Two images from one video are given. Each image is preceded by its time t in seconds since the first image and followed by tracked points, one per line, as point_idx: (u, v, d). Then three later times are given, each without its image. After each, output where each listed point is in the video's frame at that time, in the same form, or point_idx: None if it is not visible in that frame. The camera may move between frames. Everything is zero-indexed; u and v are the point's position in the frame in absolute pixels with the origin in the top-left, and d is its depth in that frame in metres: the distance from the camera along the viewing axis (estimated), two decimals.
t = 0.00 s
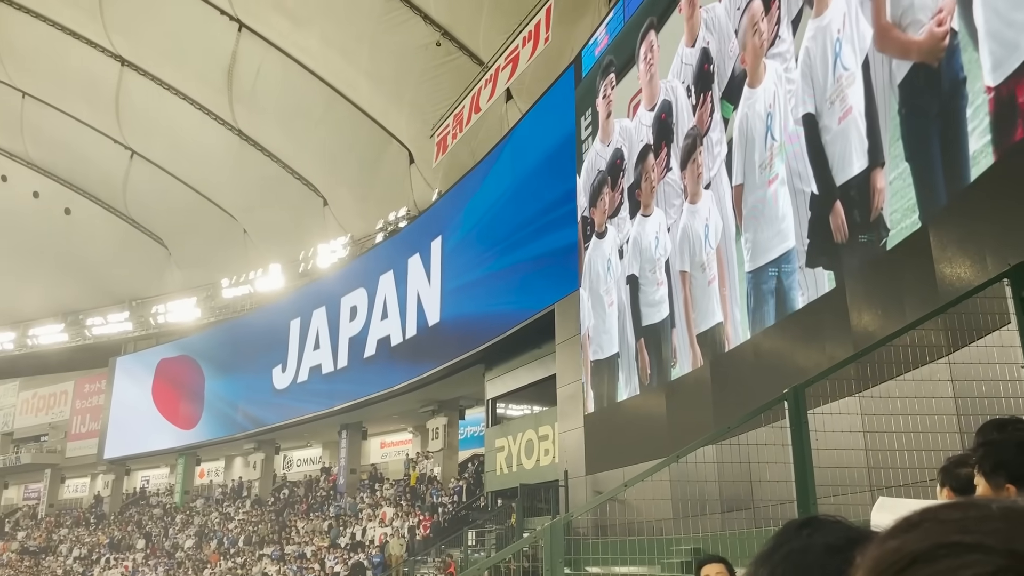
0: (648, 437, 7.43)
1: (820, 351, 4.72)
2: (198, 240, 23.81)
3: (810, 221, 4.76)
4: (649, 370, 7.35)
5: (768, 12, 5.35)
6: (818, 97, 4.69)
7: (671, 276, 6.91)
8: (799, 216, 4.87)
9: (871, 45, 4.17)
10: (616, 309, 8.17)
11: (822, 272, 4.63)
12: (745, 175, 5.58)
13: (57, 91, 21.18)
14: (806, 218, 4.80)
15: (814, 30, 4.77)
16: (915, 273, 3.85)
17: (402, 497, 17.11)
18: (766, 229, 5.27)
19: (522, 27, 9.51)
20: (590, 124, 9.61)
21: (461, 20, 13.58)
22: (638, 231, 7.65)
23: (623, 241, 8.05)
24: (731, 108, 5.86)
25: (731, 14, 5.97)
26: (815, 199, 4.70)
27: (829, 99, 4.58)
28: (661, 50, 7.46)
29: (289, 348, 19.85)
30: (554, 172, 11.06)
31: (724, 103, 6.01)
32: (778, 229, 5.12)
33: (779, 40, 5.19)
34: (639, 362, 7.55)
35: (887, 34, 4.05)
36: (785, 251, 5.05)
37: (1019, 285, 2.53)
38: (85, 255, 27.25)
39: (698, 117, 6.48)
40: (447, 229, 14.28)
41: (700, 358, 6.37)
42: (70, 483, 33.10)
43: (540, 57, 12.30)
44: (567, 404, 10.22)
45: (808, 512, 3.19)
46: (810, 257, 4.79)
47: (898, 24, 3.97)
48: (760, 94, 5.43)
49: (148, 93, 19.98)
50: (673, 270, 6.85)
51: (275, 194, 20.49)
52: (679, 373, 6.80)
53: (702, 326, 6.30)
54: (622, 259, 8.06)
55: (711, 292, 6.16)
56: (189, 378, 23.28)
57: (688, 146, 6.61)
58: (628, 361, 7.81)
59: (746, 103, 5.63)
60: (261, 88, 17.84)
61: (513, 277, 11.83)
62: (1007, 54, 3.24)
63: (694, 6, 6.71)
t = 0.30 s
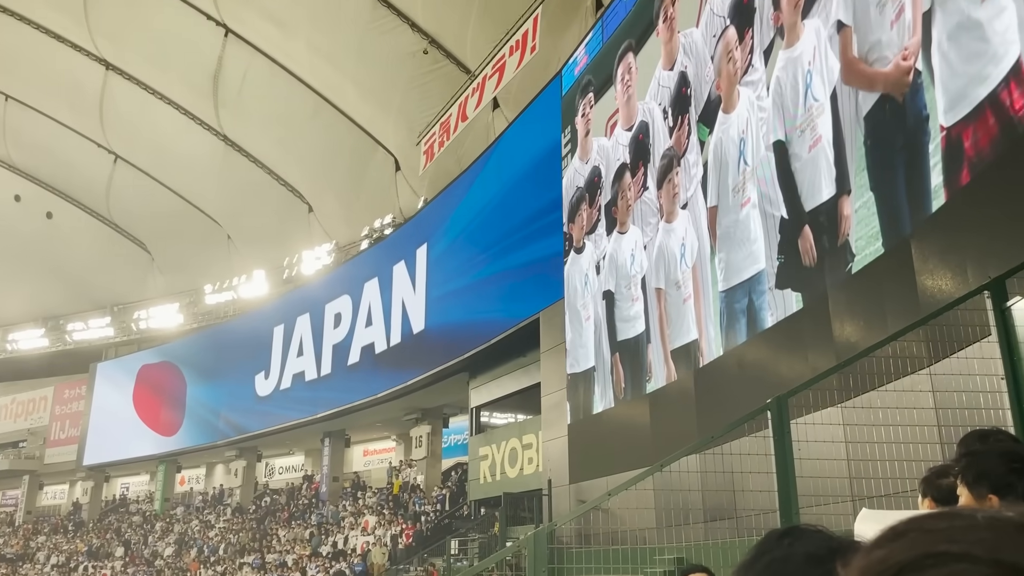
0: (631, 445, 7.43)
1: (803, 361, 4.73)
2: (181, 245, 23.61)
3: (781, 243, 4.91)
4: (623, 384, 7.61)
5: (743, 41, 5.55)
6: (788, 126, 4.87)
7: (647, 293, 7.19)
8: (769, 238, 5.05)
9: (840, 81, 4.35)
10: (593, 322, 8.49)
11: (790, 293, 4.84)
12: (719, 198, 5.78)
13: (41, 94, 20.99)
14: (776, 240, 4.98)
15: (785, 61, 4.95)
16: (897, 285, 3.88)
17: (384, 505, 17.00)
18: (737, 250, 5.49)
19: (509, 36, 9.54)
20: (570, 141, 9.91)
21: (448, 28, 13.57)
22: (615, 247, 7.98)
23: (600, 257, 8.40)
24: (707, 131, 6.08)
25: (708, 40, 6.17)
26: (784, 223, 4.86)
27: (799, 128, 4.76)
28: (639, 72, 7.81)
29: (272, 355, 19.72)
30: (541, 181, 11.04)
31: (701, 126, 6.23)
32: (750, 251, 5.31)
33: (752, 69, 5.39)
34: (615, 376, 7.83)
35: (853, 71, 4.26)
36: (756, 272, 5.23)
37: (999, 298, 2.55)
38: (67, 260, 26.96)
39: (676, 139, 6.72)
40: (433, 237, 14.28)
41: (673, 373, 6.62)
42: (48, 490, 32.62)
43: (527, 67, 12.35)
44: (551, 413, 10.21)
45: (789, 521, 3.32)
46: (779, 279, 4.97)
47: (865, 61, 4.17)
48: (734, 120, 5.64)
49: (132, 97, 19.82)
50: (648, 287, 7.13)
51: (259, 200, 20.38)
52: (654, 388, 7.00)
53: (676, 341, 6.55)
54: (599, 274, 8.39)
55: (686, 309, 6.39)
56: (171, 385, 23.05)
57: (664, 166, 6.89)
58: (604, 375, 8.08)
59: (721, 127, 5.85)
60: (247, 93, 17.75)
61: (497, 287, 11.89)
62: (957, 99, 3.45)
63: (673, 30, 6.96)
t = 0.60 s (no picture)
0: (612, 455, 7.44)
1: (783, 372, 4.76)
2: (162, 250, 23.35)
3: (750, 263, 5.10)
4: (597, 397, 7.75)
5: (717, 65, 5.73)
6: (758, 149, 5.05)
7: (621, 307, 7.35)
8: (740, 258, 5.22)
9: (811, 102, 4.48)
10: (568, 336, 8.66)
11: (759, 311, 4.97)
12: (693, 217, 5.95)
13: (21, 96, 20.74)
14: (745, 260, 5.15)
15: (756, 86, 5.13)
16: (875, 297, 3.92)
17: (364, 513, 16.87)
18: (710, 268, 5.64)
19: (494, 46, 9.56)
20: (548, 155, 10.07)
21: (434, 36, 13.56)
22: (590, 262, 8.16)
23: (576, 271, 8.60)
24: (683, 150, 6.23)
25: (684, 62, 6.35)
26: (754, 243, 5.04)
27: (769, 152, 4.93)
28: (616, 90, 7.99)
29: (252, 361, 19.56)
30: (525, 191, 11.06)
31: (676, 145, 6.38)
32: (721, 269, 5.46)
33: (726, 93, 5.56)
34: (588, 389, 7.99)
35: (825, 96, 4.34)
36: (728, 290, 5.38)
37: (976, 312, 2.58)
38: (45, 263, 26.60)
39: (650, 158, 6.86)
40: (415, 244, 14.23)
41: (646, 386, 6.72)
42: (22, 496, 32.08)
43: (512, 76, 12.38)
44: (532, 421, 10.20)
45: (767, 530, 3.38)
46: (748, 298, 5.13)
47: (835, 89, 4.25)
48: (707, 140, 5.78)
49: (114, 101, 19.64)
50: (622, 302, 7.29)
51: (241, 205, 20.24)
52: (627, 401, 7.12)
53: (649, 356, 6.68)
54: (575, 288, 8.58)
55: (659, 325, 6.54)
56: (149, 391, 22.79)
57: (639, 184, 7.06)
58: (578, 388, 8.24)
59: (694, 148, 6.00)
60: (230, 98, 17.65)
61: (479, 295, 11.84)
62: (914, 133, 3.59)
63: (650, 50, 7.18)
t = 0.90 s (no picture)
0: (588, 466, 7.43)
1: (757, 384, 4.79)
2: (135, 255, 23.00)
3: (717, 282, 5.26)
4: (568, 409, 7.92)
5: (688, 87, 5.90)
6: (727, 171, 5.20)
7: (593, 322, 7.52)
8: (708, 276, 5.38)
9: (779, 126, 4.58)
10: (540, 349, 8.82)
11: (726, 329, 5.14)
12: (664, 234, 6.12)
13: None
14: (713, 278, 5.31)
15: (725, 110, 5.27)
16: (848, 310, 3.95)
17: (338, 523, 16.68)
18: (681, 285, 5.77)
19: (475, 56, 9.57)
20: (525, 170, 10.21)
21: (414, 45, 13.52)
22: (563, 277, 8.34)
23: (548, 285, 8.77)
24: (656, 168, 6.39)
25: (657, 83, 6.54)
26: (721, 262, 5.20)
27: (737, 174, 5.08)
28: (589, 108, 8.27)
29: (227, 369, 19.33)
30: (506, 197, 11.00)
31: (650, 163, 6.54)
32: (690, 287, 5.61)
33: (696, 114, 5.72)
34: (559, 401, 8.15)
35: (794, 118, 4.44)
36: (696, 308, 5.53)
37: (946, 326, 2.58)
38: (15, 268, 26.11)
39: (624, 175, 7.10)
40: (394, 251, 14.18)
41: (617, 400, 6.87)
42: None
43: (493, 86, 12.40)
44: (509, 431, 10.16)
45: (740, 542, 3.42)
46: (717, 314, 5.27)
47: (804, 113, 4.35)
48: (679, 161, 5.94)
49: (89, 104, 19.37)
50: (595, 316, 7.46)
51: (218, 211, 20.03)
52: (597, 414, 7.30)
53: (621, 370, 6.82)
54: (547, 302, 8.76)
55: (630, 340, 6.70)
56: (120, 398, 22.41)
57: (613, 201, 7.28)
58: (550, 400, 8.39)
59: (667, 167, 6.15)
60: (208, 103, 17.48)
61: (458, 303, 11.75)
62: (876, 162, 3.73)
63: (623, 69, 7.40)
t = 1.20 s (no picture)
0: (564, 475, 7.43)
1: (731, 395, 4.84)
2: (106, 260, 22.67)
3: (686, 298, 5.27)
4: (537, 421, 7.90)
5: (660, 105, 5.97)
6: (697, 190, 5.22)
7: (564, 334, 7.57)
8: (678, 292, 5.41)
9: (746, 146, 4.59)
10: (513, 360, 8.84)
11: (692, 344, 5.08)
12: (636, 249, 6.16)
13: None
14: (683, 295, 5.33)
15: (695, 129, 5.31)
16: (821, 321, 3.99)
17: (310, 532, 16.51)
18: (652, 299, 5.80)
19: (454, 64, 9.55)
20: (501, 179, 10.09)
21: (393, 52, 13.49)
22: (536, 289, 8.35)
23: (521, 297, 8.76)
24: (628, 184, 6.44)
25: (631, 101, 6.60)
26: (691, 279, 5.21)
27: (707, 193, 5.08)
28: (564, 122, 8.31)
29: (198, 376, 19.06)
30: (482, 206, 11.03)
31: (623, 179, 6.59)
32: (661, 302, 5.63)
33: (668, 133, 5.77)
34: (529, 413, 8.16)
35: (755, 141, 4.46)
36: (667, 322, 5.55)
37: (916, 339, 2.63)
38: None
39: (596, 190, 7.15)
40: (370, 259, 14.07)
41: (587, 412, 6.81)
42: None
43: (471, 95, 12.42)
44: (484, 441, 10.14)
45: (712, 552, 3.58)
46: (685, 330, 5.28)
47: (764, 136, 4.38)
48: (651, 178, 5.97)
49: (62, 106, 19.07)
50: (566, 328, 7.50)
51: (191, 216, 19.80)
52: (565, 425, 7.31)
53: (591, 384, 6.81)
54: (520, 313, 8.78)
55: (599, 353, 6.76)
56: (90, 404, 22.05)
57: (585, 216, 7.33)
58: (520, 412, 8.40)
59: (639, 184, 6.20)
60: (183, 107, 17.29)
61: (433, 312, 11.75)
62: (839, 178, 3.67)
63: (597, 86, 7.47)
